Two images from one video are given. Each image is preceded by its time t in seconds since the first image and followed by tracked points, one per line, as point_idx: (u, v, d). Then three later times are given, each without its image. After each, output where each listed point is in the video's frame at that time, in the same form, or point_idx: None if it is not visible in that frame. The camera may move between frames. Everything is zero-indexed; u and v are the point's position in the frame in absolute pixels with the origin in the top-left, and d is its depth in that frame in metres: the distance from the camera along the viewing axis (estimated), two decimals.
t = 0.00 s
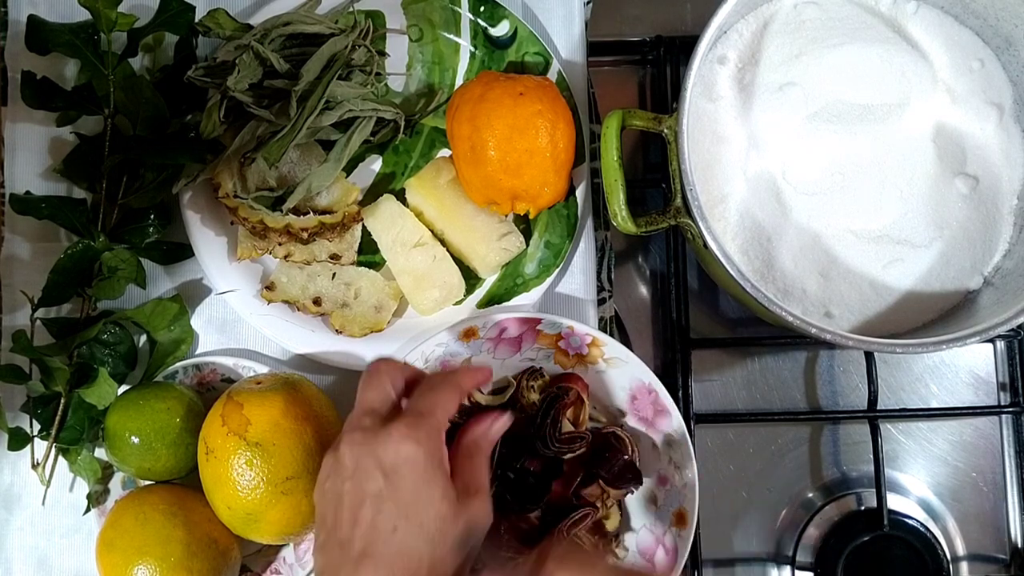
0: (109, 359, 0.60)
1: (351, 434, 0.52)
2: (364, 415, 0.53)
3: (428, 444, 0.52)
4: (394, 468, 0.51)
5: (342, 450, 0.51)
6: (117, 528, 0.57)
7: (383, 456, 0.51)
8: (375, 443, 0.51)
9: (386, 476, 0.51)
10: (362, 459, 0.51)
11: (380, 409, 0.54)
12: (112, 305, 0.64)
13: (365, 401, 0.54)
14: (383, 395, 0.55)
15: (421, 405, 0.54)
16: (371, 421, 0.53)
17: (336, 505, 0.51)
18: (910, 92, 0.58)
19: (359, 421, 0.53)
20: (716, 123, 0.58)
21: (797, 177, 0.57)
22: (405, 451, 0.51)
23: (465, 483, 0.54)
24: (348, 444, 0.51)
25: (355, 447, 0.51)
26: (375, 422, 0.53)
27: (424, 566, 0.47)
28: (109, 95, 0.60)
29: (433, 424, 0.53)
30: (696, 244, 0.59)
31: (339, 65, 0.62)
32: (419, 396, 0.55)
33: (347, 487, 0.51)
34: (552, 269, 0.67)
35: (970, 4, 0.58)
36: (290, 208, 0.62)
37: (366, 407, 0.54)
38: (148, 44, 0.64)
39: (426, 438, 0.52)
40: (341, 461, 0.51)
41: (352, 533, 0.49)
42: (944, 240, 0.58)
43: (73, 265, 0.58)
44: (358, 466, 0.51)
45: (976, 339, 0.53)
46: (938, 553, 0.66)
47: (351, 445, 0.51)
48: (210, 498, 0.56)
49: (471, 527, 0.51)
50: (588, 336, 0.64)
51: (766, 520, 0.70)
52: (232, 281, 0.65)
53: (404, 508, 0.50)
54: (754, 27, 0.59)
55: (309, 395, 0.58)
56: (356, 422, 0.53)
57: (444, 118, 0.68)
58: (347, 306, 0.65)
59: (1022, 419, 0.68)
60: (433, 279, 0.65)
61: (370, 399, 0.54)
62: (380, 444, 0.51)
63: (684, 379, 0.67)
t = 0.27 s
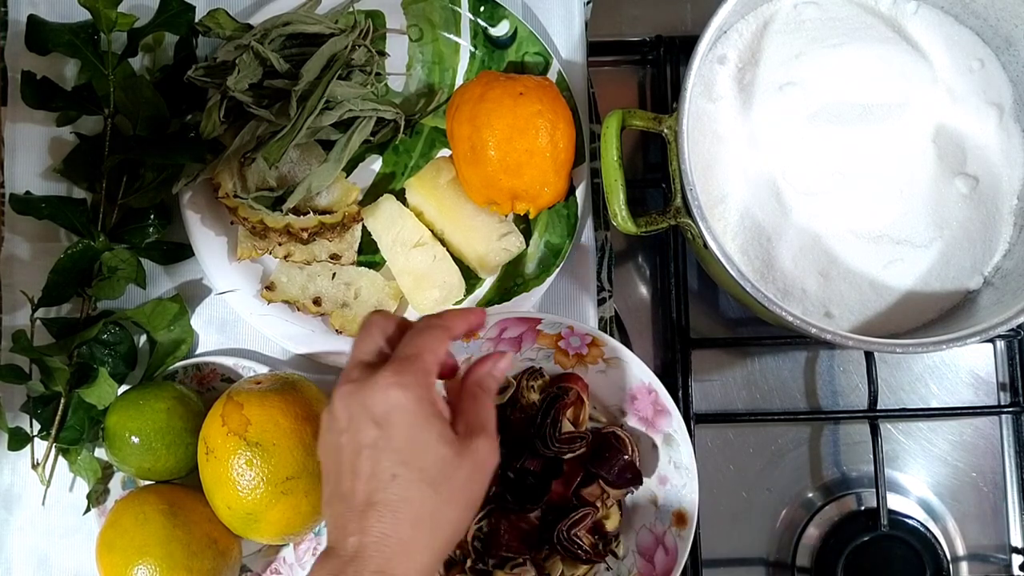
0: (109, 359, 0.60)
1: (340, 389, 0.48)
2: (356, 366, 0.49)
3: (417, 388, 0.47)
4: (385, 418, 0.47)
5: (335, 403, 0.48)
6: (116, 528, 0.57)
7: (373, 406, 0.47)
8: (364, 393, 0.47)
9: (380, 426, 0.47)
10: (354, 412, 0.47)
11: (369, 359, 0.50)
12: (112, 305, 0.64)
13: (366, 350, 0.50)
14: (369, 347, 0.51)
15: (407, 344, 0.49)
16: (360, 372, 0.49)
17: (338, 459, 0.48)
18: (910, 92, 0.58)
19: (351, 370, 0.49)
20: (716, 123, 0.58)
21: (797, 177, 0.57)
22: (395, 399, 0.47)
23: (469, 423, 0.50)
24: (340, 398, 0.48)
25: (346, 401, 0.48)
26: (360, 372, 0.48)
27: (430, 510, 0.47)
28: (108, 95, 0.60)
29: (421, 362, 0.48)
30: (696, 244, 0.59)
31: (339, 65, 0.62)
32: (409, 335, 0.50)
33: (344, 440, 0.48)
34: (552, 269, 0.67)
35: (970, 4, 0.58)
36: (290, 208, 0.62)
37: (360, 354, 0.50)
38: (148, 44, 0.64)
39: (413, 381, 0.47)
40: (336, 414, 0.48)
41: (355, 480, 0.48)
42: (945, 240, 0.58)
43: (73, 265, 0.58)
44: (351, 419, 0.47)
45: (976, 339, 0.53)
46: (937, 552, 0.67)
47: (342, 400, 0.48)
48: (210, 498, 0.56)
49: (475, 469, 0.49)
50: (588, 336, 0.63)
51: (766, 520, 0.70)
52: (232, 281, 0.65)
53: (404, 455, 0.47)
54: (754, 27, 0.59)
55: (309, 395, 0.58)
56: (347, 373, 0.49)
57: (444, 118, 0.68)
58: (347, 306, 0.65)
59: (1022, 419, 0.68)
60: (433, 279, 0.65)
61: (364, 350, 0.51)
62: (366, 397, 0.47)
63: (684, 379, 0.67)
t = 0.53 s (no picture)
0: (109, 359, 0.60)
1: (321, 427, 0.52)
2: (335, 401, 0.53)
3: (396, 431, 0.52)
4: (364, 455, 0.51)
5: (315, 442, 0.52)
6: (116, 528, 0.57)
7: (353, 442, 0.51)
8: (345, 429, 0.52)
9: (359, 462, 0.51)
10: (333, 450, 0.51)
11: (350, 400, 0.54)
12: (112, 305, 0.64)
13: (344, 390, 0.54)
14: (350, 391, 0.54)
15: (390, 391, 0.54)
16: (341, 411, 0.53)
17: (308, 497, 0.52)
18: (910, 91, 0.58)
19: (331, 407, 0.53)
20: (716, 123, 0.58)
21: (797, 178, 0.57)
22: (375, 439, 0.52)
23: (434, 469, 0.55)
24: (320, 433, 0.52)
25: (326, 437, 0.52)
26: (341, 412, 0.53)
27: (396, 545, 0.52)
28: (108, 95, 0.60)
29: (401, 409, 0.53)
30: (696, 244, 0.59)
31: (339, 65, 0.62)
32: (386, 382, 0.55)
33: (319, 476, 0.52)
34: (552, 269, 0.67)
35: (970, 3, 0.58)
36: (290, 208, 0.62)
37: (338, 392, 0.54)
38: (148, 44, 0.64)
39: (393, 425, 0.52)
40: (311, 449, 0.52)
41: (315, 509, 0.52)
42: (944, 240, 0.58)
43: (74, 265, 0.58)
44: (329, 456, 0.51)
45: (976, 339, 0.53)
46: (938, 553, 0.67)
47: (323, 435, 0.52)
48: (210, 498, 0.56)
49: (440, 510, 0.54)
50: (588, 336, 0.64)
51: (766, 520, 0.70)
52: (232, 281, 0.65)
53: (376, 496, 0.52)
54: (754, 27, 0.59)
55: (309, 395, 0.58)
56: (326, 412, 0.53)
57: (444, 117, 0.68)
58: (347, 306, 0.65)
59: (1022, 419, 0.68)
60: (433, 279, 0.65)
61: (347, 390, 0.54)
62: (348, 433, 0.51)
63: (684, 379, 0.67)
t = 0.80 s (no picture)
0: (109, 359, 0.61)
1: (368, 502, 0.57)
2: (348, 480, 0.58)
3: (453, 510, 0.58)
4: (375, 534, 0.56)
5: (370, 509, 0.57)
6: (116, 528, 0.57)
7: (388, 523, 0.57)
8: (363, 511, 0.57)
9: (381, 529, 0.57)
10: (389, 518, 0.57)
11: (394, 472, 0.59)
12: (112, 305, 0.64)
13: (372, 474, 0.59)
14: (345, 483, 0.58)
15: (432, 467, 0.60)
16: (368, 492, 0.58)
17: (339, 549, 0.57)
18: (910, 92, 0.58)
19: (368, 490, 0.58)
20: (716, 123, 0.58)
21: (797, 178, 0.57)
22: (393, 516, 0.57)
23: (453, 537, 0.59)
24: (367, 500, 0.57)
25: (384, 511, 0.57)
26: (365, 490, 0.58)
27: None
28: (108, 95, 0.60)
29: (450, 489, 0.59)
30: (696, 244, 0.59)
31: (339, 65, 0.62)
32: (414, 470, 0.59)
33: (369, 548, 0.56)
34: (552, 269, 0.67)
35: (970, 3, 0.58)
36: (290, 208, 0.62)
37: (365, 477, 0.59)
38: (148, 44, 0.64)
39: (451, 503, 0.58)
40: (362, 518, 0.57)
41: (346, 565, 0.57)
42: (944, 240, 0.58)
43: (74, 265, 0.58)
44: (383, 525, 0.56)
45: (977, 339, 0.53)
46: (938, 553, 0.67)
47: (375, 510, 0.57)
48: (210, 498, 0.56)
49: None
50: (588, 336, 0.64)
51: (766, 520, 0.70)
52: (232, 281, 0.65)
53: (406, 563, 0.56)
54: (754, 27, 0.59)
55: (309, 395, 0.58)
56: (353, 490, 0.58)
57: (444, 117, 0.68)
58: (347, 306, 0.65)
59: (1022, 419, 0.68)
60: (433, 279, 0.65)
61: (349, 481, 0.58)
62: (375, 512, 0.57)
63: (684, 379, 0.67)
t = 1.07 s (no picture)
0: (109, 359, 0.61)
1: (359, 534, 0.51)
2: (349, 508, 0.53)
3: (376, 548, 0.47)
4: (339, 568, 0.46)
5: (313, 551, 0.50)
6: (116, 528, 0.57)
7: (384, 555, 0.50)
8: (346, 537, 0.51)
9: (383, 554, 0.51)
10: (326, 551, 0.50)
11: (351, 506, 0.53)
12: (112, 305, 0.64)
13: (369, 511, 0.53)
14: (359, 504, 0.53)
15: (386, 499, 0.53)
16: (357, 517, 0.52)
17: None
18: (910, 91, 0.58)
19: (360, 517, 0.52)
20: (716, 122, 0.58)
21: (797, 178, 0.57)
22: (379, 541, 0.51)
23: None
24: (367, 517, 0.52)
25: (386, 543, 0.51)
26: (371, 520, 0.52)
27: None
28: (108, 95, 0.60)
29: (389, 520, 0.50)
30: (696, 244, 0.59)
31: (339, 65, 0.62)
32: (406, 488, 0.53)
33: None
34: (552, 269, 0.67)
35: (970, 3, 0.58)
36: (290, 208, 0.62)
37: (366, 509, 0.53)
38: (148, 44, 0.64)
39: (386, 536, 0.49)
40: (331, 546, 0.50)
41: None
42: (944, 240, 0.58)
43: (73, 265, 0.58)
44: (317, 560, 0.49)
45: (976, 339, 0.53)
46: (938, 553, 0.67)
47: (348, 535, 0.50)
48: (210, 498, 0.56)
49: None
50: (588, 336, 0.65)
51: (766, 520, 0.70)
52: (232, 281, 0.65)
53: None
54: (754, 27, 0.59)
55: (309, 395, 0.58)
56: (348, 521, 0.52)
57: (444, 118, 0.68)
58: (347, 306, 0.65)
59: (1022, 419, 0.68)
60: (433, 279, 0.65)
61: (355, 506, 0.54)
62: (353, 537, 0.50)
63: (684, 379, 0.67)
